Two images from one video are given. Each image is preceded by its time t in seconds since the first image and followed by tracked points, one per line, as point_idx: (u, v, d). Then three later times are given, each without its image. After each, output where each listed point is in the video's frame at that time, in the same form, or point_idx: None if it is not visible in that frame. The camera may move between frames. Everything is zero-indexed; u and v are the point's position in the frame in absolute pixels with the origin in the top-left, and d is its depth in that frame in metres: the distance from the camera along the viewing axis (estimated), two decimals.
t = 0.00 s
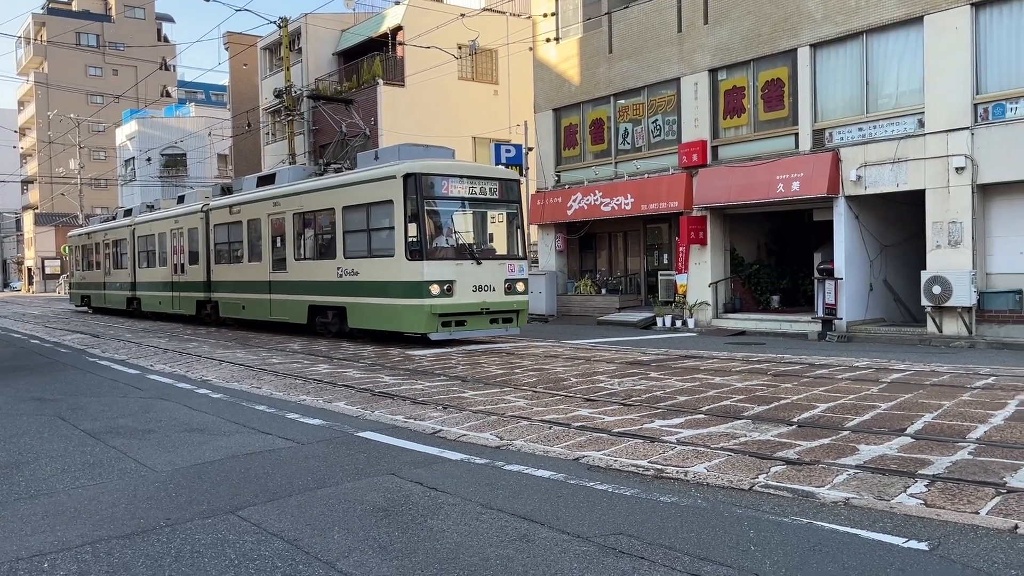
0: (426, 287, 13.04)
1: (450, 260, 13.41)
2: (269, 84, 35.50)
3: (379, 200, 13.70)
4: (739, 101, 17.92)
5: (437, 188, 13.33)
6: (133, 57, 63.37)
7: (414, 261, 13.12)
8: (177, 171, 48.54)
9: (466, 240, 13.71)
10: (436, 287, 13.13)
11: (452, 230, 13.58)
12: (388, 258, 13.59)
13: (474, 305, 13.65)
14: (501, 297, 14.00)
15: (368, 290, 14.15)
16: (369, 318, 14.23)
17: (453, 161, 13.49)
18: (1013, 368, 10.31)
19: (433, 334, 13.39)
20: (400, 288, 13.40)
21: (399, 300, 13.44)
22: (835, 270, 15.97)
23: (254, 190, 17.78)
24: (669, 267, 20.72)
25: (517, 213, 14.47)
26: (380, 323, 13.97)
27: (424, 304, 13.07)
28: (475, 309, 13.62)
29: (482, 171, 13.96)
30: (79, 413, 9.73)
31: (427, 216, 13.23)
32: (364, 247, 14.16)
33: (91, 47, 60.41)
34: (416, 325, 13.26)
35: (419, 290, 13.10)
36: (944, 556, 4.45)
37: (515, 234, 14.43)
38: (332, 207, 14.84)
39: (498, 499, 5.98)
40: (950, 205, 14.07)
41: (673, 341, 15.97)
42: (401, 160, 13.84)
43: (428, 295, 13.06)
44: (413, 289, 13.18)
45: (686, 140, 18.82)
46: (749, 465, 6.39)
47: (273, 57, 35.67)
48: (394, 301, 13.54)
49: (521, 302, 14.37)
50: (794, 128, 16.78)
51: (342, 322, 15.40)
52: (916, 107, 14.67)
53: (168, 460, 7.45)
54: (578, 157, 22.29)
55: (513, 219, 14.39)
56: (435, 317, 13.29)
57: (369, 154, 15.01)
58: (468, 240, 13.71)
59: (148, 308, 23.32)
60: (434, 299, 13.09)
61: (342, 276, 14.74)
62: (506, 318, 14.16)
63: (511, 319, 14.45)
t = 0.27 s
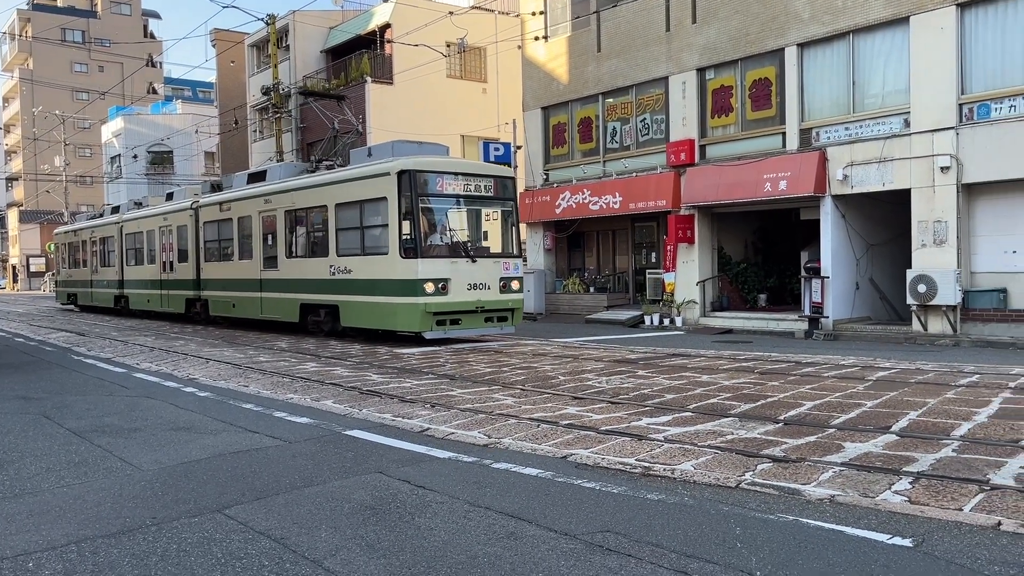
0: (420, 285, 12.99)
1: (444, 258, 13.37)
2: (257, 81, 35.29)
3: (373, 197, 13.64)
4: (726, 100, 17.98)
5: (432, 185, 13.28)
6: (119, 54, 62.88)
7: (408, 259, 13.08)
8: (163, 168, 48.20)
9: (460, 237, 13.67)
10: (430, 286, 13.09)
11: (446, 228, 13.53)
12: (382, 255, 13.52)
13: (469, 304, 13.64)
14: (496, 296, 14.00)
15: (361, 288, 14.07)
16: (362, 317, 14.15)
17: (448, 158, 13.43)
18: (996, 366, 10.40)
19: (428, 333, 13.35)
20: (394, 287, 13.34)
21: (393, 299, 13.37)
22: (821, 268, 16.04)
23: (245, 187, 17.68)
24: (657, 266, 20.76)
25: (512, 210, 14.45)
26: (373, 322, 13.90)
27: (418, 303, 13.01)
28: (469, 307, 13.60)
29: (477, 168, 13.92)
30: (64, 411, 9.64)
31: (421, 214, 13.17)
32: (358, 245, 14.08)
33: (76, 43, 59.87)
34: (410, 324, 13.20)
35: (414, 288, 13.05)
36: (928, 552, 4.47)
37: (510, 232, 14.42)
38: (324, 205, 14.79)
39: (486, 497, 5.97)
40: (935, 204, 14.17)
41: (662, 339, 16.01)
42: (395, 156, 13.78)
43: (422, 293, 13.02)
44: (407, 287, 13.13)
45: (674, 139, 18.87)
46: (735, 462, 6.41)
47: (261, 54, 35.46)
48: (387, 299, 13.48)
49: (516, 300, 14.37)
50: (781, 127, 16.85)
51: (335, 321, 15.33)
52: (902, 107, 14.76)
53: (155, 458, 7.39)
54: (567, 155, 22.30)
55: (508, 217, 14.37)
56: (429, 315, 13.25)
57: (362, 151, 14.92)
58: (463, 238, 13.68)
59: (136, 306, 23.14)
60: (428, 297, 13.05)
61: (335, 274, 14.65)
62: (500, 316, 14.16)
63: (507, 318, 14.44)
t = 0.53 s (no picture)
0: (412, 284, 12.94)
1: (435, 256, 13.31)
2: (240, 79, 35.01)
3: (363, 195, 13.53)
4: (710, 101, 18.04)
5: (423, 183, 13.17)
6: (100, 51, 62.23)
7: (399, 258, 13.00)
8: (145, 166, 47.71)
9: (452, 235, 13.59)
10: (422, 285, 13.04)
11: (438, 226, 13.44)
12: (372, 255, 13.43)
13: (461, 303, 13.61)
14: (487, 295, 13.97)
15: (351, 288, 13.98)
16: (352, 316, 14.07)
17: (439, 155, 13.34)
18: (975, 365, 10.50)
19: (419, 332, 13.31)
20: (384, 286, 13.27)
21: (384, 298, 13.29)
22: (804, 268, 16.13)
23: (232, 185, 17.51)
24: (641, 265, 20.81)
25: (505, 208, 14.39)
26: (363, 321, 13.82)
27: (410, 302, 12.97)
28: (461, 307, 13.57)
29: (469, 166, 13.83)
30: (44, 412, 9.50)
31: (412, 212, 13.09)
32: (347, 243, 13.99)
33: (56, 39, 59.18)
34: (401, 324, 13.14)
35: (405, 288, 12.99)
36: (907, 550, 4.51)
37: (502, 230, 14.36)
38: (314, 203, 14.68)
39: (470, 496, 5.94)
40: (915, 205, 14.30)
41: (646, 339, 16.05)
42: (385, 154, 13.66)
43: (414, 292, 12.97)
44: (398, 287, 13.06)
45: (658, 139, 18.92)
46: (718, 461, 6.43)
47: (244, 52, 35.19)
48: (378, 299, 13.41)
49: (508, 300, 14.36)
50: (764, 127, 16.94)
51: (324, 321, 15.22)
52: (883, 108, 14.88)
53: (136, 459, 7.30)
54: (551, 155, 22.30)
55: (500, 215, 14.30)
56: (421, 315, 13.20)
57: (351, 148, 14.79)
58: (455, 237, 13.61)
59: (119, 305, 22.89)
60: (420, 296, 13.01)
61: (325, 273, 14.55)
62: (492, 316, 14.14)
63: (499, 317, 14.43)
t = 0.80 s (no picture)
0: (400, 285, 12.84)
1: (423, 256, 13.21)
2: (217, 78, 34.63)
3: (350, 193, 13.41)
4: (689, 102, 18.14)
5: (412, 180, 13.08)
6: (75, 48, 61.37)
7: (386, 258, 12.90)
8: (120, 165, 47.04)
9: (441, 234, 13.48)
10: (410, 285, 12.94)
11: (426, 225, 13.33)
12: (360, 254, 13.31)
13: (450, 303, 13.51)
14: (477, 295, 13.88)
15: (337, 288, 13.86)
16: (339, 317, 13.95)
17: (428, 153, 13.21)
18: (950, 365, 10.64)
19: (408, 333, 13.21)
20: (372, 287, 13.16)
21: (372, 299, 13.18)
22: (781, 268, 16.25)
23: (213, 183, 17.29)
24: (620, 266, 20.87)
25: (494, 207, 14.28)
26: (351, 322, 13.70)
27: (397, 303, 12.87)
28: (450, 307, 13.48)
29: (457, 165, 13.72)
30: (16, 414, 9.32)
31: (400, 211, 12.97)
32: (333, 243, 13.87)
33: (30, 36, 58.29)
34: (390, 324, 13.03)
35: (393, 288, 12.88)
36: (884, 547, 4.55)
37: (491, 230, 14.27)
38: (299, 201, 14.53)
39: (450, 497, 5.91)
40: (891, 206, 14.47)
41: (626, 339, 16.09)
42: (372, 152, 13.55)
43: (402, 292, 12.86)
44: (386, 287, 12.95)
45: (638, 139, 18.97)
46: (697, 461, 6.45)
47: (221, 50, 34.84)
48: (365, 299, 13.29)
49: (497, 300, 14.28)
50: (743, 128, 17.06)
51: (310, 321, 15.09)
52: (860, 109, 15.05)
53: (111, 461, 7.17)
54: (531, 155, 22.30)
55: (489, 214, 14.20)
56: (409, 315, 13.09)
57: (338, 146, 14.66)
58: (445, 236, 13.50)
59: (96, 306, 22.56)
60: (408, 297, 12.91)
61: (311, 273, 14.41)
62: (481, 316, 14.04)
63: (488, 317, 14.37)
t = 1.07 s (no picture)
0: (385, 285, 12.55)
1: (409, 256, 12.93)
2: (189, 76, 34.16)
3: (333, 192, 13.20)
4: (664, 103, 18.23)
5: (397, 179, 12.78)
6: (43, 45, 60.27)
7: (371, 257, 12.63)
8: (90, 163, 46.24)
9: (427, 234, 13.21)
10: (396, 285, 12.65)
11: (411, 225, 13.04)
12: (343, 254, 13.08)
13: (437, 304, 13.23)
14: (464, 296, 13.58)
15: (320, 289, 13.61)
16: (322, 318, 13.68)
17: (414, 151, 12.96)
18: (919, 365, 10.79)
19: (394, 335, 12.92)
20: (357, 288, 12.88)
21: (357, 300, 12.89)
22: (755, 269, 16.35)
23: (190, 181, 16.99)
24: (595, 266, 20.92)
25: (480, 207, 14.06)
26: (335, 323, 13.42)
27: (383, 303, 12.57)
28: (437, 308, 13.19)
29: (444, 163, 13.47)
30: None
31: (385, 210, 12.69)
32: (316, 242, 13.67)
33: None
34: (375, 326, 12.76)
35: (378, 289, 12.60)
36: (857, 546, 4.58)
37: (477, 230, 14.03)
38: (280, 199, 14.31)
39: (425, 499, 5.85)
40: (862, 207, 14.66)
41: (601, 339, 16.14)
42: (356, 150, 13.34)
43: (388, 293, 12.57)
44: (371, 288, 12.68)
45: (613, 140, 19.02)
46: (672, 461, 6.46)
47: (194, 47, 34.38)
48: (350, 300, 13.02)
49: (483, 301, 13.99)
50: (717, 130, 17.18)
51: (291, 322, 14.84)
52: (832, 112, 15.23)
53: (79, 464, 7.02)
54: (506, 155, 22.28)
55: (475, 213, 13.96)
56: (395, 317, 12.81)
57: (320, 143, 14.44)
58: (431, 235, 13.22)
59: (68, 307, 22.17)
60: (394, 297, 12.61)
61: (291, 273, 14.19)
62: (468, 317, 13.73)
63: (474, 319, 14.06)
